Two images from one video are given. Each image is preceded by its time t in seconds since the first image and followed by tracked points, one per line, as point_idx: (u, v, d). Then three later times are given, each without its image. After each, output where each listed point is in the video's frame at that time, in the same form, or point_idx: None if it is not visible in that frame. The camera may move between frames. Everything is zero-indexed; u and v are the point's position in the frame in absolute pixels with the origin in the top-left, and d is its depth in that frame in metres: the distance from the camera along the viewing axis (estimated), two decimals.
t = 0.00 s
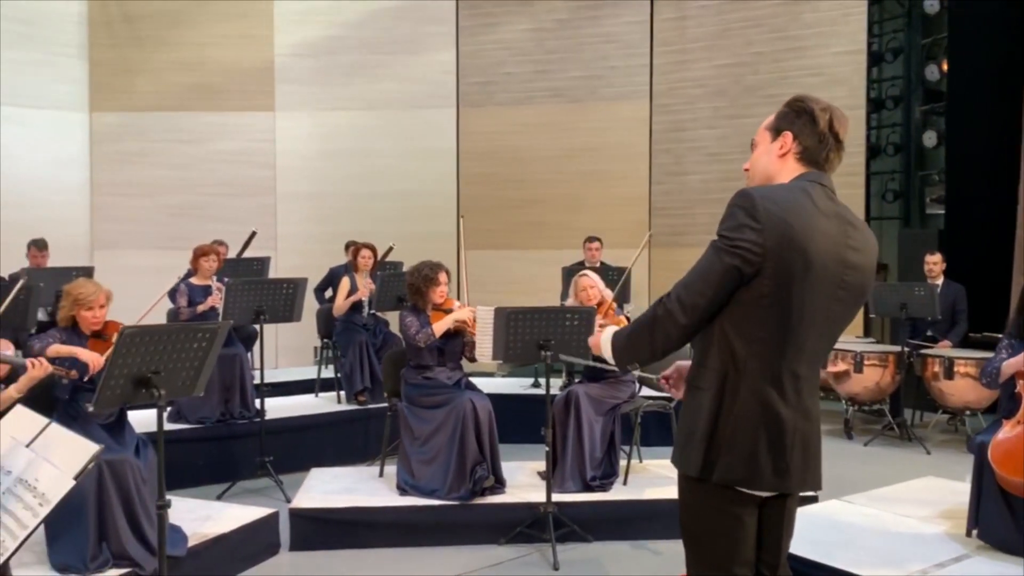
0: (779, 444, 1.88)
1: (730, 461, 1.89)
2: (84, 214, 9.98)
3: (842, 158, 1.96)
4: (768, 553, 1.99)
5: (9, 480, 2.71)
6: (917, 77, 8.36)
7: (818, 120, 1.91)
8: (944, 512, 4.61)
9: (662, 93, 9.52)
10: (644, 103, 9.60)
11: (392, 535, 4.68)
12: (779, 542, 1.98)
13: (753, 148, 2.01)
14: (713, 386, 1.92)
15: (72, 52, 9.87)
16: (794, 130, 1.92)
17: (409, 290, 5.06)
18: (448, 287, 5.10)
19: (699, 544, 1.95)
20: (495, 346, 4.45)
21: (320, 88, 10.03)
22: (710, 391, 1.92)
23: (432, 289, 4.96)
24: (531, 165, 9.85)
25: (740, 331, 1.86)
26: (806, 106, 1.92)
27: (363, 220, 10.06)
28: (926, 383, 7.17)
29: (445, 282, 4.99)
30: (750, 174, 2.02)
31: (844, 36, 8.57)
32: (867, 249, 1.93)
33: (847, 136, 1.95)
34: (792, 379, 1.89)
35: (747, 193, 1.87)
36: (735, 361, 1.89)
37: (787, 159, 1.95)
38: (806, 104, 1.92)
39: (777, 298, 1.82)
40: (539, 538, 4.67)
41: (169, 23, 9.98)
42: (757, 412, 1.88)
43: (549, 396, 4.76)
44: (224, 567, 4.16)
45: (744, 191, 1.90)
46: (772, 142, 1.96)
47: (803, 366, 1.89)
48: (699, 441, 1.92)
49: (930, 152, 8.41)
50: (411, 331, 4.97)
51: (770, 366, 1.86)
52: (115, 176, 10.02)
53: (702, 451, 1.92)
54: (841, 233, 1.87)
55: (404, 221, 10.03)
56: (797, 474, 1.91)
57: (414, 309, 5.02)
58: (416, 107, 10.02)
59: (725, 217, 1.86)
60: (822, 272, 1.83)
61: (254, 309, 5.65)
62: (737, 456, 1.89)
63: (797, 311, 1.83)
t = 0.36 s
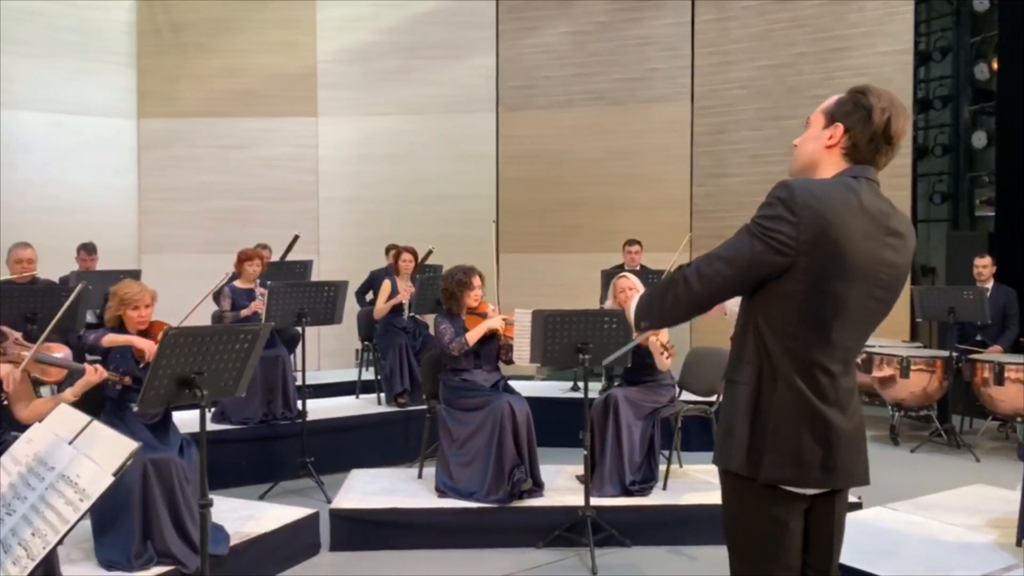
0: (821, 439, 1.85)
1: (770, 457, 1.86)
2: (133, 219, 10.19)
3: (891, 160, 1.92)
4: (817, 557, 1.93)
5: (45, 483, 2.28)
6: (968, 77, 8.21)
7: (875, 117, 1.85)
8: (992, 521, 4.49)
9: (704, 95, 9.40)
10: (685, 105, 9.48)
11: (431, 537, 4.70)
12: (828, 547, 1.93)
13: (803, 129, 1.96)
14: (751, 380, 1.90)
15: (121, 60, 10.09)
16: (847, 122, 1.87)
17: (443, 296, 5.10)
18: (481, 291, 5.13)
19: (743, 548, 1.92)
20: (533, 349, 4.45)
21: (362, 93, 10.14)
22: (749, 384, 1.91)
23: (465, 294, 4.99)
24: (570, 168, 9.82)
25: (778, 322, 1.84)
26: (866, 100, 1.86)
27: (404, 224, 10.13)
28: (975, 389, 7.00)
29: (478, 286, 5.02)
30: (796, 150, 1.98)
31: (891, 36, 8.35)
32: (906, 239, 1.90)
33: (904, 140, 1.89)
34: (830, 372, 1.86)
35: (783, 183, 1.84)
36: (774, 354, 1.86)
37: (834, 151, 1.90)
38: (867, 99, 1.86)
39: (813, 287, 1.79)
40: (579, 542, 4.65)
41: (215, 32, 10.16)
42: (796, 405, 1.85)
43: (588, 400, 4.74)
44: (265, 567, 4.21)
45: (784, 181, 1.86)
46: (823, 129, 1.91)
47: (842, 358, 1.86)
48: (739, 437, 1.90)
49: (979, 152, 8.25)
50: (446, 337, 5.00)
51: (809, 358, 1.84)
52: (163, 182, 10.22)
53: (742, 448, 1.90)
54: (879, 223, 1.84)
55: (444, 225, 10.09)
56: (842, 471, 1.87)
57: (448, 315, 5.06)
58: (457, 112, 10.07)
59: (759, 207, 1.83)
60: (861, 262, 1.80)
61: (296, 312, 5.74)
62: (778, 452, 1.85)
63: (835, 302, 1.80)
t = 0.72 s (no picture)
0: (861, 429, 1.80)
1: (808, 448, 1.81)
2: (174, 221, 10.36)
3: (935, 160, 1.87)
4: (863, 563, 1.88)
5: (83, 482, 2.04)
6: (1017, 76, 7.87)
7: (924, 121, 1.79)
8: None
9: (742, 96, 9.31)
10: (724, 107, 9.36)
11: (468, 539, 4.71)
12: (877, 555, 1.87)
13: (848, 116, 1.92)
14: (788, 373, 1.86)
15: (164, 66, 10.28)
16: (894, 121, 1.82)
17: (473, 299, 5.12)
18: (512, 294, 5.14)
19: (785, 553, 1.86)
20: (569, 352, 4.45)
21: (401, 97, 10.23)
22: (783, 373, 1.86)
23: (495, 297, 5.01)
24: (607, 170, 9.79)
25: (813, 307, 1.81)
26: (918, 98, 1.80)
27: (441, 227, 10.18)
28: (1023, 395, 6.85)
29: (507, 288, 5.04)
30: (838, 135, 1.94)
31: (935, 35, 8.25)
32: (944, 232, 1.87)
33: (950, 145, 1.84)
34: (868, 361, 1.83)
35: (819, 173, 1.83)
36: (809, 341, 1.83)
37: (875, 146, 1.87)
38: (918, 97, 1.80)
39: (850, 270, 1.78)
40: (614, 546, 4.63)
41: (256, 38, 10.31)
42: (834, 392, 1.81)
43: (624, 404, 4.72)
44: (302, 568, 4.26)
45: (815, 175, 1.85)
46: (868, 122, 1.86)
47: (880, 346, 1.83)
48: (777, 432, 1.85)
49: None
50: (478, 340, 5.01)
51: (846, 345, 1.80)
52: (203, 186, 10.37)
53: (778, 441, 1.84)
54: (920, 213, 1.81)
55: (481, 228, 10.11)
56: (891, 456, 1.82)
57: (479, 318, 5.07)
58: (493, 115, 10.09)
59: (793, 194, 1.83)
60: (899, 249, 1.78)
61: (335, 313, 5.80)
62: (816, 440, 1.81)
63: (873, 287, 1.77)
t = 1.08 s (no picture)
0: (890, 450, 1.78)
1: (835, 467, 1.80)
2: (208, 223, 10.51)
3: (961, 162, 1.85)
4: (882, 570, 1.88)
5: (113, 481, 2.00)
6: None
7: (947, 121, 1.78)
8: None
9: (772, 97, 9.22)
10: (754, 107, 9.30)
11: (495, 541, 4.72)
12: (895, 561, 1.87)
13: (869, 130, 1.90)
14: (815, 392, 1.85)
15: (197, 70, 10.43)
16: (916, 126, 1.80)
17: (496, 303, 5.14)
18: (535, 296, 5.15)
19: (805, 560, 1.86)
20: (595, 354, 4.44)
21: (430, 100, 10.28)
22: (812, 394, 1.86)
23: (517, 299, 5.01)
24: (636, 172, 9.75)
25: (842, 329, 1.79)
26: (937, 101, 1.78)
27: (470, 229, 10.22)
28: None
29: (529, 291, 5.03)
30: (860, 152, 1.92)
31: (970, 34, 8.09)
32: (980, 245, 1.82)
33: (975, 144, 1.82)
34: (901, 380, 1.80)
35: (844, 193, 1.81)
36: (838, 363, 1.81)
37: (901, 155, 1.84)
38: (937, 99, 1.78)
39: (879, 293, 1.75)
40: (641, 550, 4.61)
41: (287, 42, 10.41)
42: (864, 414, 1.79)
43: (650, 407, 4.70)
44: (329, 568, 4.29)
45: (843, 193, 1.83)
46: (889, 132, 1.84)
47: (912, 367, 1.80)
48: (802, 450, 1.85)
49: None
50: (502, 343, 5.01)
51: (876, 367, 1.78)
52: (235, 189, 10.49)
53: (805, 459, 1.84)
54: (952, 228, 1.77)
55: (510, 230, 10.13)
56: (917, 477, 1.80)
57: (502, 321, 5.08)
58: (522, 117, 10.11)
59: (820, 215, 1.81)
60: (931, 268, 1.74)
61: (363, 315, 5.83)
62: (843, 462, 1.79)
63: (904, 309, 1.74)
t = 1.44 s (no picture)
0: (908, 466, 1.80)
1: (854, 482, 1.82)
2: (230, 224, 10.60)
3: (979, 157, 1.83)
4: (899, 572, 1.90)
5: (140, 477, 2.03)
6: None
7: (953, 119, 1.77)
8: None
9: (795, 97, 9.16)
10: (777, 107, 9.25)
11: (516, 541, 4.72)
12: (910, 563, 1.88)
13: (882, 148, 1.90)
14: (836, 406, 1.86)
15: (219, 73, 10.51)
16: (927, 132, 1.80)
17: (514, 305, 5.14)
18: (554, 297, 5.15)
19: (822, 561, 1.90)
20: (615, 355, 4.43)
21: (450, 102, 10.31)
22: (834, 412, 1.86)
23: (535, 300, 5.01)
24: (657, 173, 9.72)
25: (868, 352, 1.78)
26: (937, 103, 1.79)
27: (491, 230, 10.24)
28: None
29: (547, 291, 5.03)
30: (878, 171, 1.91)
31: (996, 32, 7.95)
32: (1009, 256, 1.79)
33: (985, 134, 1.81)
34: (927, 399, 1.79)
35: (867, 212, 1.79)
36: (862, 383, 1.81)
37: (920, 163, 1.83)
38: (937, 101, 1.79)
39: (907, 316, 1.72)
40: (663, 551, 4.60)
41: (309, 44, 10.46)
42: (886, 433, 1.79)
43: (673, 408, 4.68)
44: (352, 566, 4.31)
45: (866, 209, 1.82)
46: (902, 145, 1.84)
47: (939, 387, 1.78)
48: (821, 461, 1.87)
49: None
50: (521, 344, 5.01)
51: (900, 387, 1.77)
52: (257, 191, 10.56)
53: (823, 472, 1.87)
54: (979, 244, 1.75)
55: (530, 230, 10.13)
56: (932, 491, 1.83)
57: (521, 323, 5.08)
58: (542, 118, 10.10)
59: (845, 238, 1.80)
60: (959, 288, 1.72)
61: (384, 316, 5.85)
62: (863, 478, 1.81)
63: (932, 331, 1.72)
